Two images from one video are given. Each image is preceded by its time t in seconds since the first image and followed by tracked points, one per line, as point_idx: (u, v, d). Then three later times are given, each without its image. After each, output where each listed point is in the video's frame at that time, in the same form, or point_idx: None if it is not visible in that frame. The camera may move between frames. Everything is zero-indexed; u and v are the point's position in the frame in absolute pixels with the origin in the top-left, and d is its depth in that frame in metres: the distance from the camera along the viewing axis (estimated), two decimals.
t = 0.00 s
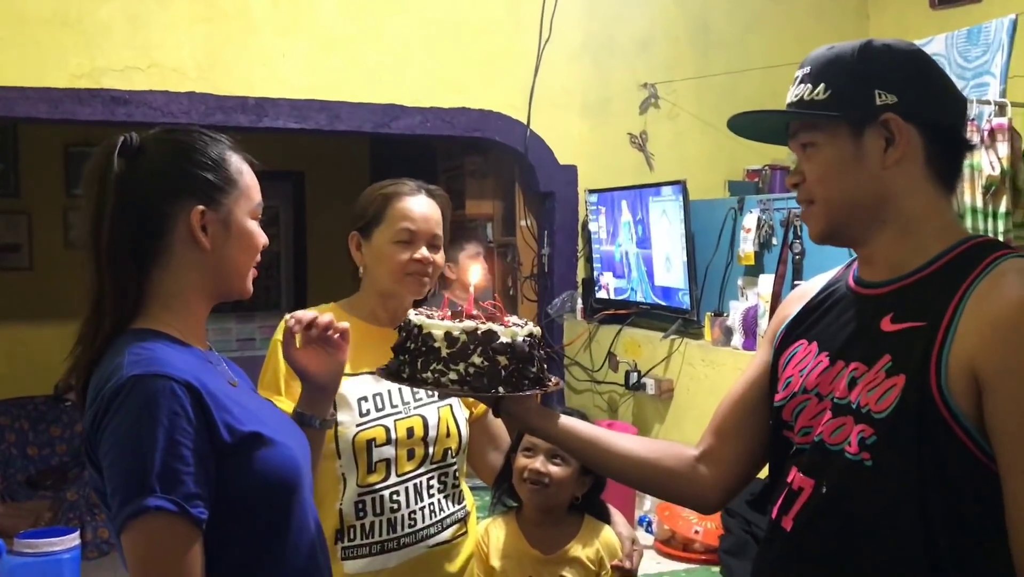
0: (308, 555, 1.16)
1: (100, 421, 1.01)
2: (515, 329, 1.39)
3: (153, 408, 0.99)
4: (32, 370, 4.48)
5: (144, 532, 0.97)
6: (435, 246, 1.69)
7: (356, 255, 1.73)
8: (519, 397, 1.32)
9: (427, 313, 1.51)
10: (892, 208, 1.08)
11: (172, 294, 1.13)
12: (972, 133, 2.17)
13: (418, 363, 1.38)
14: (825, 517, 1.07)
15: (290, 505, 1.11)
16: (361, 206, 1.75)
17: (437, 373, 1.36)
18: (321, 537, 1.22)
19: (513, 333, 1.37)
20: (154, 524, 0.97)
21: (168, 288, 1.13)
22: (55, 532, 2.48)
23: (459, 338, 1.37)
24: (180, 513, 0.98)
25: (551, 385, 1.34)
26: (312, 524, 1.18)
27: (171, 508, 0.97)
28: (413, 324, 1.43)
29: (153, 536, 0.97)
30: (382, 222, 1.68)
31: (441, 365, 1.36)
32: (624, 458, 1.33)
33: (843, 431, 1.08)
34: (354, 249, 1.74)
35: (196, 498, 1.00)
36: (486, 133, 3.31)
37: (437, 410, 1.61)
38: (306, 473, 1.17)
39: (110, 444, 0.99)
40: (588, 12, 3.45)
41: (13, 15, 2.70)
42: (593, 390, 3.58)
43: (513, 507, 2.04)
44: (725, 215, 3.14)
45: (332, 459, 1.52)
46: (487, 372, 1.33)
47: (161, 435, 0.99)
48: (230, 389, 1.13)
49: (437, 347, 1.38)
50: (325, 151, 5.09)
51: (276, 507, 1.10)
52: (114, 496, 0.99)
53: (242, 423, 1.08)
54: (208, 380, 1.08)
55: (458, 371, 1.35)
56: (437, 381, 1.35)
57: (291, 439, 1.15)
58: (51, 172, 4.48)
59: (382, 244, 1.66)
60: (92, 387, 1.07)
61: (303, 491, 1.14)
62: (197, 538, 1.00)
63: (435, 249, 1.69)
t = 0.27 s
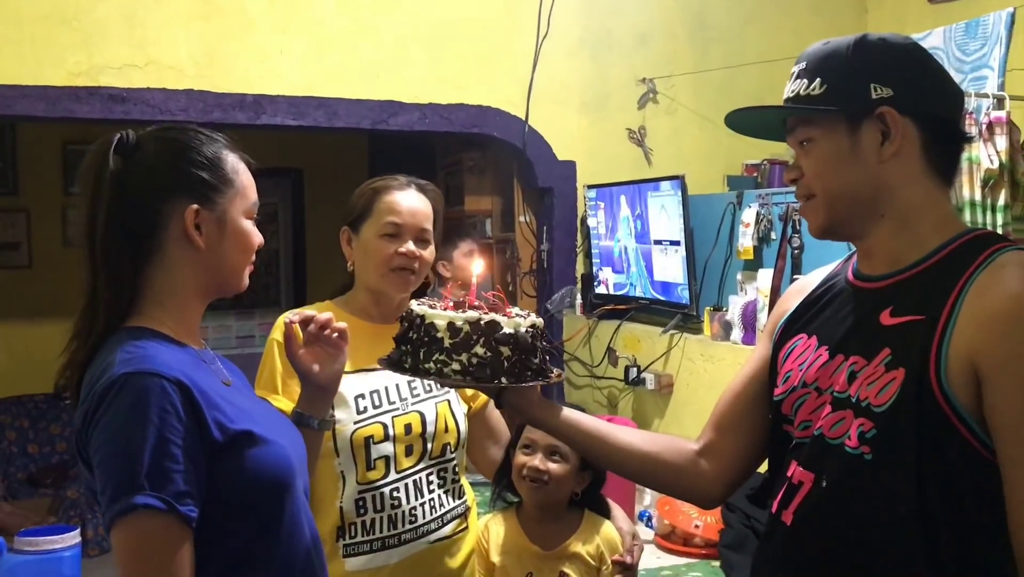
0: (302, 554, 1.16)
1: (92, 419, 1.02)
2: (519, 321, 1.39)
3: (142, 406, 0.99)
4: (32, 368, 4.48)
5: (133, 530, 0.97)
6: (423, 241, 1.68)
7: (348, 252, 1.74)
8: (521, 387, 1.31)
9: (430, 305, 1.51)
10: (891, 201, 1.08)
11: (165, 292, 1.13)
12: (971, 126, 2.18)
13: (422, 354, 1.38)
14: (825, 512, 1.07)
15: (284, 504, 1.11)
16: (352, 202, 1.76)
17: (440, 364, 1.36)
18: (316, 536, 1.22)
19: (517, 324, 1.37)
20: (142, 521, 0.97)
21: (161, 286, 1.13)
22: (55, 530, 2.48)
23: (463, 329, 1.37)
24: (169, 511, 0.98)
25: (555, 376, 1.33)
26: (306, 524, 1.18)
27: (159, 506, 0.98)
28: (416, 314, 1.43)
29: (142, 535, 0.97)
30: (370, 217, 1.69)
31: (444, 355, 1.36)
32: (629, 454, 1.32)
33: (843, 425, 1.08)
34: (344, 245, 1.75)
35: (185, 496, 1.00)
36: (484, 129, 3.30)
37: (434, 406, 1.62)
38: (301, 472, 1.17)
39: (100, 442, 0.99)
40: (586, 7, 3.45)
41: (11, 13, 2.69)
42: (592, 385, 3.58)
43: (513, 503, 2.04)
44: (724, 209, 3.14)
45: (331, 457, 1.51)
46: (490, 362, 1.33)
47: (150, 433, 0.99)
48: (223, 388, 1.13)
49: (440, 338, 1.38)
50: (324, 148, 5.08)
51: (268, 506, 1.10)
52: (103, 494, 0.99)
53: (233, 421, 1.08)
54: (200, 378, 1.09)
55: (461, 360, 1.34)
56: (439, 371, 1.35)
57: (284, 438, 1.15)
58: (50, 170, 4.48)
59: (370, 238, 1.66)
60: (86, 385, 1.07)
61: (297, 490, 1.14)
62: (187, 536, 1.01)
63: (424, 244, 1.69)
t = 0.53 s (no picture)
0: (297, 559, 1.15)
1: (82, 418, 1.02)
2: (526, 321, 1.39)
3: (130, 407, 0.99)
4: (32, 369, 4.48)
5: (119, 531, 0.97)
6: (422, 241, 1.68)
7: (346, 252, 1.74)
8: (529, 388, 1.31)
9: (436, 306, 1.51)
10: (895, 199, 1.07)
11: (146, 291, 1.14)
12: (971, 123, 2.17)
13: (430, 355, 1.38)
14: (827, 512, 1.07)
15: (273, 509, 1.10)
16: (350, 202, 1.75)
17: (448, 365, 1.36)
18: (311, 539, 1.22)
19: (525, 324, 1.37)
20: (127, 522, 0.97)
21: (143, 285, 1.14)
22: (56, 532, 2.47)
23: (471, 330, 1.37)
24: (155, 513, 0.98)
25: (563, 377, 1.33)
26: (300, 527, 1.18)
27: (144, 507, 0.97)
28: (424, 315, 1.43)
29: (128, 536, 0.97)
30: (368, 218, 1.68)
31: (453, 356, 1.36)
32: (638, 457, 1.31)
33: (848, 425, 1.07)
34: (343, 245, 1.75)
35: (172, 498, 1.00)
36: (484, 128, 3.30)
37: (434, 406, 1.61)
38: (294, 475, 1.16)
39: (89, 442, 0.99)
40: (585, 6, 3.45)
41: (10, 14, 2.69)
42: (593, 384, 3.58)
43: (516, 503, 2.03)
44: (724, 207, 3.14)
45: (331, 459, 1.51)
46: (500, 363, 1.32)
47: (138, 434, 0.98)
48: (216, 390, 1.13)
49: (449, 339, 1.38)
50: (323, 147, 5.08)
51: (259, 509, 1.09)
52: (90, 495, 0.99)
53: (225, 424, 1.08)
54: (192, 380, 1.08)
55: (471, 362, 1.35)
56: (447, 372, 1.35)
57: (278, 441, 1.15)
58: (49, 170, 4.47)
59: (369, 239, 1.66)
60: (79, 383, 1.07)
61: (290, 493, 1.13)
62: (174, 538, 1.00)
63: (423, 244, 1.68)
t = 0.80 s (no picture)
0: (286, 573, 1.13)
1: (68, 427, 1.00)
2: (528, 331, 1.36)
3: (117, 416, 0.97)
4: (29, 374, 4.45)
5: (101, 543, 0.95)
6: (419, 246, 1.66)
7: (343, 256, 1.72)
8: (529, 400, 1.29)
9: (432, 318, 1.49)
10: (899, 203, 1.06)
11: (134, 298, 1.11)
12: (973, 124, 2.15)
13: (428, 370, 1.33)
14: (831, 521, 1.05)
15: (262, 524, 1.08)
16: (346, 207, 1.73)
17: (448, 380, 1.30)
18: (302, 554, 1.20)
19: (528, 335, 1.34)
20: (110, 534, 0.95)
21: (131, 292, 1.11)
22: (53, 539, 2.45)
23: (472, 343, 1.33)
24: (138, 526, 0.96)
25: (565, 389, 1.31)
26: (290, 541, 1.15)
27: (127, 519, 0.95)
28: (420, 330, 1.38)
29: (111, 548, 0.95)
30: (365, 222, 1.67)
31: (453, 370, 1.31)
32: (640, 467, 1.30)
33: (852, 433, 1.06)
34: (340, 250, 1.73)
35: (155, 511, 0.98)
36: (482, 131, 3.28)
37: (432, 413, 1.59)
38: (285, 489, 1.14)
39: (73, 451, 0.97)
40: (583, 7, 3.43)
41: (4, 18, 2.67)
42: (592, 387, 3.56)
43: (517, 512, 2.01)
44: (724, 210, 3.12)
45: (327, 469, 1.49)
46: (502, 375, 1.30)
47: (123, 444, 0.97)
48: (208, 401, 1.11)
49: (448, 353, 1.34)
50: (321, 150, 5.06)
51: (247, 523, 1.07)
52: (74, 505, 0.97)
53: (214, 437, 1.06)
54: (182, 390, 1.07)
55: (473, 375, 1.30)
56: (448, 387, 1.29)
57: (269, 454, 1.13)
58: (47, 175, 4.45)
59: (365, 243, 1.65)
60: (68, 390, 1.06)
61: (280, 507, 1.11)
62: (158, 550, 0.98)
63: (420, 249, 1.67)
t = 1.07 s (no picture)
0: None
1: (74, 438, 1.00)
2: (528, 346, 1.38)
3: (130, 432, 0.98)
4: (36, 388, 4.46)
5: (103, 559, 0.95)
6: (421, 256, 1.67)
7: (344, 269, 1.73)
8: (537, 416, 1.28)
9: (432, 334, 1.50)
10: (904, 211, 1.05)
11: (147, 318, 1.13)
12: (974, 129, 2.15)
13: (434, 391, 1.34)
14: (839, 531, 1.05)
15: (258, 548, 1.08)
16: (347, 219, 1.74)
17: (455, 401, 1.33)
18: None
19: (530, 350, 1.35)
20: (113, 548, 0.95)
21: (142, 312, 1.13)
22: (59, 555, 2.45)
23: (476, 361, 1.34)
24: (142, 541, 0.96)
25: (570, 404, 1.32)
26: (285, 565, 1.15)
27: (131, 534, 0.95)
28: (425, 348, 1.39)
29: (112, 564, 0.95)
30: (365, 234, 1.67)
31: (460, 391, 1.33)
32: (646, 478, 1.30)
33: (859, 442, 1.05)
34: (342, 263, 1.73)
35: (158, 527, 0.98)
36: (484, 140, 3.29)
37: (438, 425, 1.59)
38: (283, 513, 1.14)
39: (78, 463, 0.97)
40: (583, 15, 3.43)
41: (7, 34, 2.69)
42: (597, 395, 3.55)
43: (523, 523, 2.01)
44: (727, 216, 3.12)
45: (334, 482, 1.49)
46: (510, 392, 1.30)
47: (129, 459, 0.97)
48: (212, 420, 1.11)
49: (454, 372, 1.35)
50: (323, 161, 5.08)
51: (244, 547, 1.07)
52: (77, 518, 0.97)
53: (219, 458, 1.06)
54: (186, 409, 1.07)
55: (480, 395, 1.32)
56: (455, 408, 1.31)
57: (268, 478, 1.13)
58: (51, 189, 4.47)
59: (367, 254, 1.65)
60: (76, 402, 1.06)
61: (276, 531, 1.11)
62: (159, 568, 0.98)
63: (422, 260, 1.67)
